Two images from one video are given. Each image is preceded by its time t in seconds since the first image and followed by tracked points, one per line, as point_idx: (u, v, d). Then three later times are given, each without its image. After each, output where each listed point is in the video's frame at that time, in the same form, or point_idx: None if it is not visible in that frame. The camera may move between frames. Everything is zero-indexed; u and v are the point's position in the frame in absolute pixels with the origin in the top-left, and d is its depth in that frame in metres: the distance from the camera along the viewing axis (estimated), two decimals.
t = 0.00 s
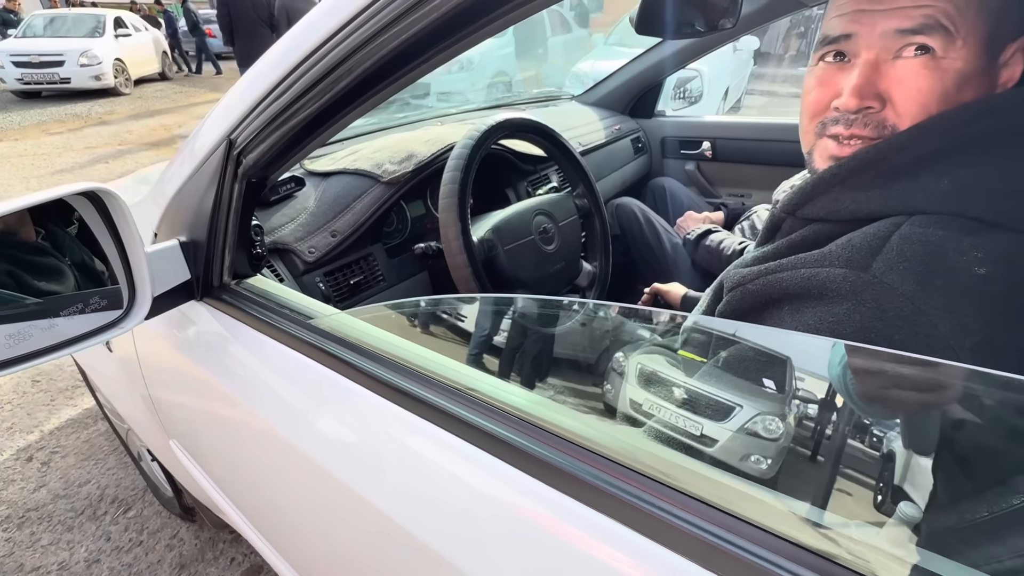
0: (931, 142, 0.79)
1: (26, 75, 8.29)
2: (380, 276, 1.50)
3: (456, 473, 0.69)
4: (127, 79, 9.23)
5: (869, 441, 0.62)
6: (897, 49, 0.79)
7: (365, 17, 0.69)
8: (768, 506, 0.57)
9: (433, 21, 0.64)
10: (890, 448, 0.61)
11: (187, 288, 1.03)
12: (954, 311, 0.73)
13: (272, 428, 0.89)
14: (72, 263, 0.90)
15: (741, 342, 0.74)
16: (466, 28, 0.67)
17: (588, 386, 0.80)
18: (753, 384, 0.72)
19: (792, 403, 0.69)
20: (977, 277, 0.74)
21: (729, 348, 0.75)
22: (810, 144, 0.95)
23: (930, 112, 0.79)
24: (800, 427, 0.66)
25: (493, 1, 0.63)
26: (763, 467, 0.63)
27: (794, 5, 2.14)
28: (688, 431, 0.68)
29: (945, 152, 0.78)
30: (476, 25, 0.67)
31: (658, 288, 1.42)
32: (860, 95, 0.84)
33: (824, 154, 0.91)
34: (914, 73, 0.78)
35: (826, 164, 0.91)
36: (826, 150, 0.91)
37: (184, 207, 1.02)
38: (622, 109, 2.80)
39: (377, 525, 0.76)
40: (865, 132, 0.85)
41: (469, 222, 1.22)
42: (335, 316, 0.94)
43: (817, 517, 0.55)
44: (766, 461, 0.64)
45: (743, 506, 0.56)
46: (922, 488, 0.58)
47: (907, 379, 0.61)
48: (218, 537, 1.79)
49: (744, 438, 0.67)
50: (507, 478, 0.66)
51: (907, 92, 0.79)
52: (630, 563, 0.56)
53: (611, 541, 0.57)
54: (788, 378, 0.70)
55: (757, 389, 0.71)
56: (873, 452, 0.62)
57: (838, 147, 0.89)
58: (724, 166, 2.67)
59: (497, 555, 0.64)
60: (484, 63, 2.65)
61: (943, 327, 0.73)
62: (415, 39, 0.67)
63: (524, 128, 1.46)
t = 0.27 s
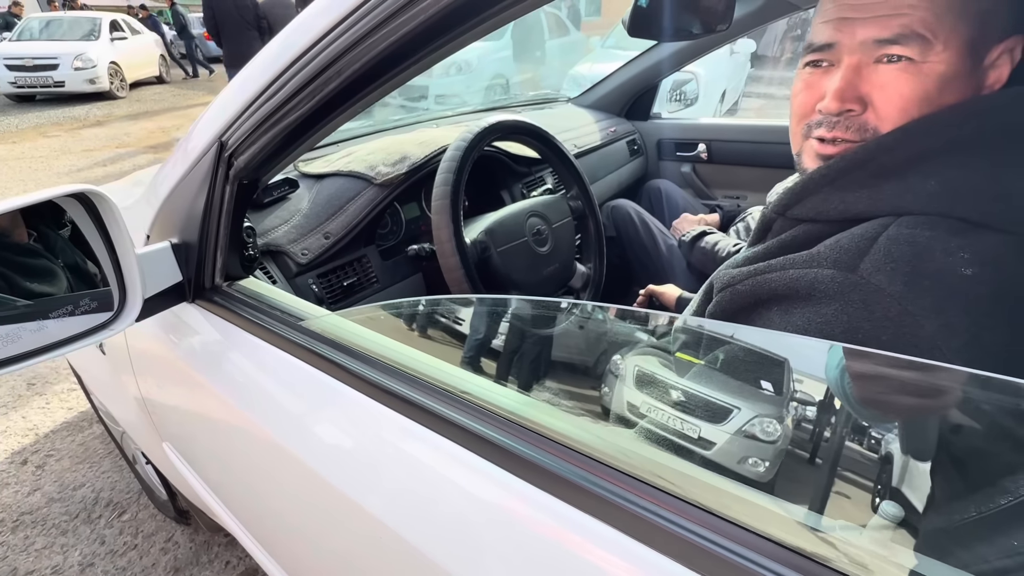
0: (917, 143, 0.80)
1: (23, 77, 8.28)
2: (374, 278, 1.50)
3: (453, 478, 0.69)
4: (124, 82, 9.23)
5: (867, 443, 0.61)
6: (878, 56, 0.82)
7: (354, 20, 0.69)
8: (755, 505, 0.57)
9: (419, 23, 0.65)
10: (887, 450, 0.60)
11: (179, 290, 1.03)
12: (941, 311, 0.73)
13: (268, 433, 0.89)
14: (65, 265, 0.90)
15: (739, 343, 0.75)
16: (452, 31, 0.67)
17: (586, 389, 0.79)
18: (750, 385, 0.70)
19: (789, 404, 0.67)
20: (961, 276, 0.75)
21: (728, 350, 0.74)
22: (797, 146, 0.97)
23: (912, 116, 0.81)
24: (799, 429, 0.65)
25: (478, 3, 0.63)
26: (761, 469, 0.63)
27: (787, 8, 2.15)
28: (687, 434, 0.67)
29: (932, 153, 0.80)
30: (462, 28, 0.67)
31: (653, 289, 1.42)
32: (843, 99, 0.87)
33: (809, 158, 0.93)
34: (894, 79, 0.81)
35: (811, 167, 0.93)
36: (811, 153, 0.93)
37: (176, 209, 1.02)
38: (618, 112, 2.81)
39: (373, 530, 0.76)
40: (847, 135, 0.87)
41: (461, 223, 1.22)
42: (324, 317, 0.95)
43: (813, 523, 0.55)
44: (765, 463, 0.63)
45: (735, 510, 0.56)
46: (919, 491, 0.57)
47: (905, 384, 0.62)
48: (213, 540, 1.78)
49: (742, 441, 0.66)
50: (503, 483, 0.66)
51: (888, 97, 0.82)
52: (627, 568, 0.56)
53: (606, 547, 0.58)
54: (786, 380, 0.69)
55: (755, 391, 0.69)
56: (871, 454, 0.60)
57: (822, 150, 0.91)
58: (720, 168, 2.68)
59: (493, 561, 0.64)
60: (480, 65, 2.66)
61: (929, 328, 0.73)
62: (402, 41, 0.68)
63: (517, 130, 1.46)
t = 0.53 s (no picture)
0: (904, 146, 0.81)
1: (21, 80, 8.28)
2: (370, 279, 1.50)
3: (450, 481, 0.69)
4: (123, 85, 9.23)
5: (866, 446, 0.61)
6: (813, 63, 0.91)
7: (345, 22, 0.70)
8: (747, 504, 0.58)
9: (410, 25, 0.65)
10: (887, 453, 0.60)
11: (173, 290, 1.03)
12: (928, 314, 0.74)
13: (265, 435, 0.89)
14: (59, 266, 0.90)
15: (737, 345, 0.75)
16: (443, 33, 0.68)
17: (586, 391, 0.79)
18: (749, 389, 0.71)
19: (788, 407, 0.68)
20: (949, 280, 0.75)
21: (727, 353, 0.75)
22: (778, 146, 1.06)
23: (848, 118, 0.87)
24: (797, 432, 0.66)
25: (469, 7, 0.64)
26: (760, 472, 0.63)
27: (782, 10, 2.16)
28: (687, 437, 0.67)
29: (920, 155, 0.80)
30: (452, 30, 0.68)
31: (647, 292, 1.41)
32: (790, 103, 0.98)
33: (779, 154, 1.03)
34: (824, 84, 0.90)
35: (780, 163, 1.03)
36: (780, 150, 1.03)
37: (171, 210, 1.02)
38: (614, 114, 2.81)
39: (370, 532, 0.76)
40: (796, 135, 0.97)
41: (456, 224, 1.22)
42: (314, 318, 0.95)
43: (811, 525, 0.55)
44: (763, 465, 0.63)
45: (727, 511, 0.57)
46: (918, 492, 0.57)
47: (904, 387, 0.61)
48: (209, 542, 1.78)
49: (740, 443, 0.66)
50: (500, 486, 0.66)
51: (822, 99, 0.91)
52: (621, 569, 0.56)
53: (602, 549, 0.58)
54: (784, 383, 0.70)
55: (754, 394, 0.70)
56: (870, 457, 0.60)
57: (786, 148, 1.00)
58: (716, 170, 2.69)
59: (490, 563, 0.64)
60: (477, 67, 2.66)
61: (916, 330, 0.74)
62: (393, 43, 0.68)
63: (512, 132, 1.46)
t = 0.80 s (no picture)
0: (897, 145, 0.82)
1: (21, 81, 8.29)
2: (369, 279, 1.51)
3: (449, 478, 0.70)
4: (123, 86, 9.25)
5: (867, 449, 0.61)
6: (797, 68, 0.93)
7: (345, 24, 0.71)
8: (747, 498, 0.59)
9: (409, 27, 0.66)
10: (887, 455, 0.60)
11: (173, 289, 1.04)
12: (919, 311, 0.74)
13: (265, 434, 0.89)
14: (61, 266, 0.90)
15: (726, 343, 0.75)
16: (442, 35, 0.69)
17: (584, 394, 0.79)
18: (750, 391, 0.71)
19: (788, 410, 0.68)
20: (939, 277, 0.76)
21: (727, 356, 0.74)
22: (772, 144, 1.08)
23: (830, 122, 0.89)
24: (797, 434, 0.65)
25: (467, 9, 0.65)
26: (760, 474, 0.63)
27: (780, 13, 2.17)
28: (686, 438, 0.67)
29: (912, 155, 0.81)
30: (451, 32, 0.69)
31: (647, 293, 1.42)
32: (779, 106, 1.00)
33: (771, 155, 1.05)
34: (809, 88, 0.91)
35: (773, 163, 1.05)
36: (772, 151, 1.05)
37: (172, 210, 1.03)
38: (613, 116, 2.82)
39: (370, 530, 0.77)
40: (785, 137, 0.99)
41: (454, 224, 1.23)
42: (315, 315, 0.96)
43: (815, 519, 0.56)
44: (764, 467, 0.64)
45: (729, 506, 0.57)
46: (921, 496, 0.56)
47: (906, 388, 0.62)
48: (207, 542, 1.78)
49: (740, 445, 0.66)
50: (501, 483, 0.67)
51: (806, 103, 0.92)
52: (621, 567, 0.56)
53: (602, 546, 0.58)
54: (784, 385, 0.69)
55: (754, 397, 0.70)
56: (871, 460, 0.60)
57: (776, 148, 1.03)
58: (715, 171, 2.70)
59: (491, 560, 0.65)
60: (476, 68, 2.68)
61: (907, 327, 0.74)
62: (392, 45, 0.69)
63: (510, 133, 1.47)
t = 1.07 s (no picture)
0: (897, 143, 0.82)
1: (23, 83, 8.30)
2: (369, 276, 1.51)
3: (450, 471, 0.70)
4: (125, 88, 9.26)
5: (868, 451, 0.61)
6: (809, 64, 0.93)
7: (348, 21, 0.71)
8: (739, 492, 0.58)
9: (412, 24, 0.66)
10: (888, 457, 0.60)
11: (175, 286, 1.04)
12: (919, 307, 0.75)
13: (268, 431, 0.90)
14: (63, 264, 0.90)
15: (710, 340, 0.76)
16: (445, 31, 0.69)
17: (585, 395, 0.78)
18: (750, 392, 0.71)
19: (789, 411, 0.67)
20: (940, 274, 0.76)
21: (728, 358, 0.74)
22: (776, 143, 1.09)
23: (840, 118, 0.89)
24: (798, 436, 0.65)
25: (470, 5, 0.65)
26: (761, 473, 0.62)
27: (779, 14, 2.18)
28: (687, 439, 0.67)
29: (913, 153, 0.81)
30: (453, 29, 0.69)
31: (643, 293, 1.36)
32: (788, 102, 1.00)
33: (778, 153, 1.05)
34: (820, 84, 0.91)
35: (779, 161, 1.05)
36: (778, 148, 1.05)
37: (174, 208, 1.03)
38: (614, 117, 2.83)
39: (373, 526, 0.77)
40: (793, 133, 0.99)
41: (456, 222, 1.23)
42: (319, 311, 0.97)
43: (819, 511, 0.56)
44: (765, 467, 0.63)
45: (732, 499, 0.57)
46: (921, 499, 0.57)
47: (903, 387, 0.62)
48: (208, 542, 1.78)
49: (740, 446, 0.66)
50: (505, 479, 0.67)
51: (818, 98, 0.92)
52: (624, 561, 0.56)
53: (606, 539, 0.58)
54: (785, 386, 0.69)
55: (754, 399, 0.70)
56: (873, 463, 0.60)
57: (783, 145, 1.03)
58: (716, 172, 2.70)
59: (494, 555, 0.65)
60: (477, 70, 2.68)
61: (907, 323, 0.74)
62: (396, 42, 0.69)
63: (511, 132, 1.47)
